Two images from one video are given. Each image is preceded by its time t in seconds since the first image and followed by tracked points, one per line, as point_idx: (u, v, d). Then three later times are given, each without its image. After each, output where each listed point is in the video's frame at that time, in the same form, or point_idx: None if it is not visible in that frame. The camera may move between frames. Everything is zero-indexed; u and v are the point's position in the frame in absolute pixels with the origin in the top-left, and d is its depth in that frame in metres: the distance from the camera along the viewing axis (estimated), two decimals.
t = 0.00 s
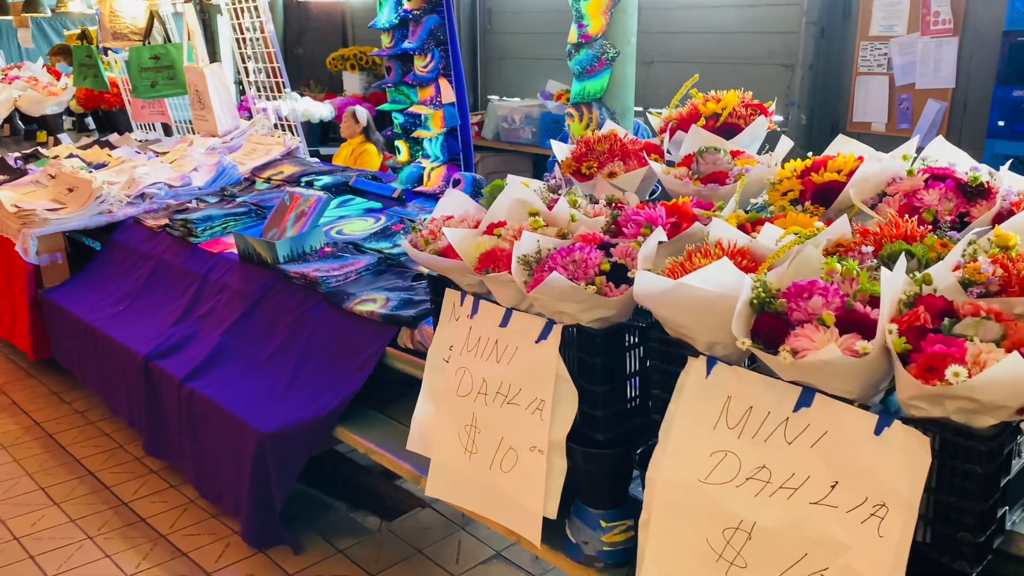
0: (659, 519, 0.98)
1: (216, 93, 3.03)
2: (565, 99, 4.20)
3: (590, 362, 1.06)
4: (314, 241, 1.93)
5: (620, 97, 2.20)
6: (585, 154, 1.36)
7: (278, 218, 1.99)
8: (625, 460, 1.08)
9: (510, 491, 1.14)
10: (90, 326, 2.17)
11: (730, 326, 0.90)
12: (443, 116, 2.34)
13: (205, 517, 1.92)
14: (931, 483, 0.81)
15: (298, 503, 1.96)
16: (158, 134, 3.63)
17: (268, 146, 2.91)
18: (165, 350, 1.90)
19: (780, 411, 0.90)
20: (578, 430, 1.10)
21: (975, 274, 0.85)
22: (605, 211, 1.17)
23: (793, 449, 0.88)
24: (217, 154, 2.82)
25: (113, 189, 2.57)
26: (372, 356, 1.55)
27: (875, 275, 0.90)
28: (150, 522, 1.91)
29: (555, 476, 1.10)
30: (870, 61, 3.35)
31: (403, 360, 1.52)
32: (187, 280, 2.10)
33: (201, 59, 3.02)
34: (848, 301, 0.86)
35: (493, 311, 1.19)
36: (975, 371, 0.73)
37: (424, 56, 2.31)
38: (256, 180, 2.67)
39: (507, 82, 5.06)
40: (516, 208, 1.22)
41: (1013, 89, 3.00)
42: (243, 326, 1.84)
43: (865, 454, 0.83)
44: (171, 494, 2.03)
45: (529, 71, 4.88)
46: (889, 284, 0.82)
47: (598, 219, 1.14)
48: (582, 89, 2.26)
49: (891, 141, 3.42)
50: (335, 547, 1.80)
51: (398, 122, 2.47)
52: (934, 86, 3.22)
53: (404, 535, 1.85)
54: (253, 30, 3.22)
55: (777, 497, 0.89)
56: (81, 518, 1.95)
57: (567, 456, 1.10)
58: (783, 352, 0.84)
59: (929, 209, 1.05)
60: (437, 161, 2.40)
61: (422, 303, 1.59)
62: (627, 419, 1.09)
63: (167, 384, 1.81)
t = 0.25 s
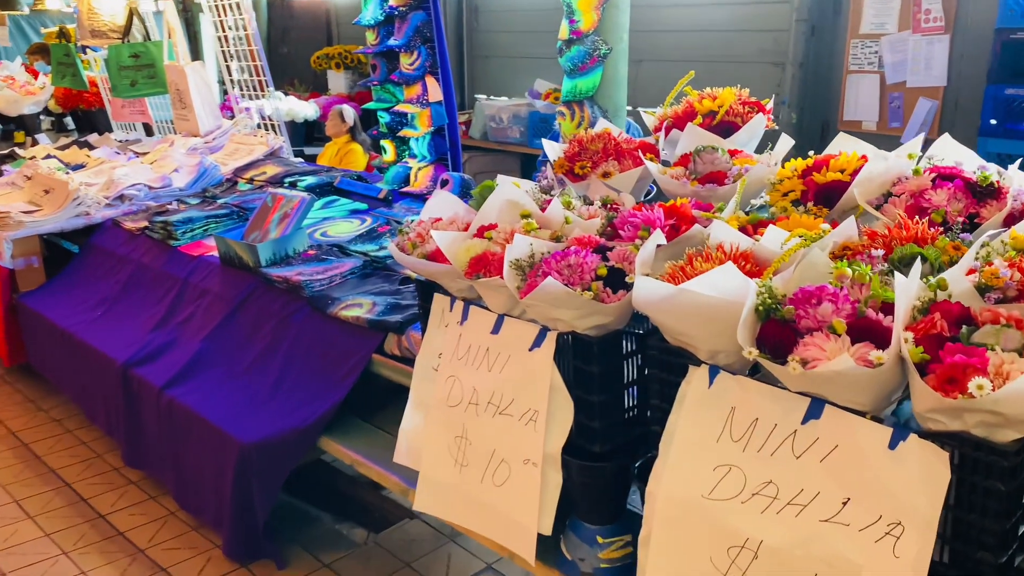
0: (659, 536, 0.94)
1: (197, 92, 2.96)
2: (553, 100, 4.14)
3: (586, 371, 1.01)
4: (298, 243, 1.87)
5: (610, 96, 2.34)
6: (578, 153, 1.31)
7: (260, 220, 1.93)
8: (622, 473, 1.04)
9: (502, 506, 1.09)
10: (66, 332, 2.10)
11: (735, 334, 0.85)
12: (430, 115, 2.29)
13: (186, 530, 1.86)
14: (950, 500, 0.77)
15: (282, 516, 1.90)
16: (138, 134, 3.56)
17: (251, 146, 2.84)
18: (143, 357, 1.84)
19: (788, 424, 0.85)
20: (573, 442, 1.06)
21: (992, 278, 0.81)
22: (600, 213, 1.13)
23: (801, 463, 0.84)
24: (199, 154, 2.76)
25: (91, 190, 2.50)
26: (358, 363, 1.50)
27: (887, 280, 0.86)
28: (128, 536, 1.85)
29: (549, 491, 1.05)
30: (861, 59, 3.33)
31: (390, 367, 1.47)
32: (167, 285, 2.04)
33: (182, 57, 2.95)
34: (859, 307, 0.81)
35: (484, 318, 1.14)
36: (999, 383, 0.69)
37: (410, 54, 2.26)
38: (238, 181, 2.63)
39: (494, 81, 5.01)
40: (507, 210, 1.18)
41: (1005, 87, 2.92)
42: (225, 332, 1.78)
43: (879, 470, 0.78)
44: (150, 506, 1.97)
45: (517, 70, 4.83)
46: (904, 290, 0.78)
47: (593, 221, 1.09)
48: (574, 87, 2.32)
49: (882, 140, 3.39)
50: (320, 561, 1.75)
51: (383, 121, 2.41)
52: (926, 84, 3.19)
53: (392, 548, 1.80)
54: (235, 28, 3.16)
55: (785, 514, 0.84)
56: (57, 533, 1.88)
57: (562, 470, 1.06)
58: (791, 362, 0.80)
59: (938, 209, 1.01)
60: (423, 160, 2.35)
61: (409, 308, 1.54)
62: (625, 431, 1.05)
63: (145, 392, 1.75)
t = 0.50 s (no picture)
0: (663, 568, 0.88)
1: (178, 94, 2.89)
2: (542, 101, 4.05)
3: (584, 391, 0.95)
4: (279, 250, 1.81)
5: (604, 98, 2.29)
6: (572, 158, 1.26)
7: (241, 226, 1.87)
8: (622, 499, 0.98)
9: (495, 532, 1.03)
10: (39, 342, 2.03)
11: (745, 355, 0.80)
12: (416, 117, 2.23)
13: (163, 551, 1.79)
14: (979, 536, 0.71)
15: (265, 535, 1.84)
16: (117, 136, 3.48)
17: (233, 148, 2.77)
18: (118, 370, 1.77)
19: (801, 450, 0.80)
20: (570, 465, 1.00)
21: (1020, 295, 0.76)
22: (596, 222, 1.07)
23: (816, 492, 0.78)
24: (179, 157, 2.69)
25: (67, 195, 2.43)
26: (343, 377, 1.44)
27: (907, 296, 0.80)
28: (103, 557, 1.78)
29: (545, 518, 0.99)
30: (853, 59, 3.29)
31: (376, 382, 1.41)
32: (144, 294, 1.97)
33: (162, 58, 2.87)
34: (878, 326, 0.76)
35: (475, 333, 1.08)
36: None
37: (396, 54, 2.20)
38: (219, 185, 2.55)
39: (482, 81, 4.95)
40: (499, 218, 1.12)
41: (999, 87, 2.93)
42: (203, 344, 1.71)
43: (902, 502, 0.73)
44: (127, 525, 1.90)
45: (504, 70, 4.78)
46: (928, 308, 0.73)
47: (589, 231, 1.03)
48: (565, 89, 2.27)
49: (875, 141, 3.36)
50: None
51: (369, 123, 2.35)
52: (918, 84, 3.14)
53: (379, 568, 1.74)
54: (217, 28, 3.09)
55: (799, 547, 0.79)
56: (28, 554, 1.81)
57: (558, 495, 1.00)
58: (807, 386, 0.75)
59: (953, 219, 0.96)
60: (410, 163, 2.28)
61: (395, 319, 1.48)
62: (625, 453, 0.99)
63: (121, 407, 1.68)
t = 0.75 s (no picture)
0: None
1: (157, 96, 2.82)
2: (531, 102, 4.03)
3: (584, 414, 0.90)
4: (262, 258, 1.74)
5: (598, 100, 2.25)
6: (567, 165, 1.21)
7: (222, 233, 1.80)
8: (625, 527, 0.93)
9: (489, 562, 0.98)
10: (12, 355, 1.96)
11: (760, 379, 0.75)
12: (404, 120, 2.17)
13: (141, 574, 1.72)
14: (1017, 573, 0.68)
15: (247, 555, 1.77)
16: (96, 139, 3.40)
17: (215, 152, 2.70)
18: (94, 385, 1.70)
19: (819, 480, 0.75)
20: (569, 492, 0.94)
21: None
22: (595, 232, 1.02)
23: (835, 525, 0.73)
24: (159, 161, 2.61)
25: (42, 201, 2.35)
26: (328, 393, 1.38)
27: (931, 316, 0.75)
28: None
29: (543, 548, 0.94)
30: (845, 60, 3.26)
31: (363, 399, 1.35)
32: (121, 304, 1.90)
33: (141, 59, 2.80)
34: (901, 349, 0.71)
35: (468, 351, 1.03)
36: None
37: (381, 55, 2.14)
38: (200, 191, 2.48)
39: (468, 81, 4.89)
40: (492, 229, 1.06)
41: (994, 88, 2.93)
42: (183, 358, 1.65)
43: (930, 538, 0.68)
44: (103, 546, 1.83)
45: (491, 71, 4.72)
46: (957, 330, 0.68)
47: (588, 243, 0.98)
48: (558, 93, 2.19)
49: (867, 142, 3.33)
50: None
51: (354, 126, 2.29)
52: (911, 85, 3.11)
53: None
54: (198, 28, 3.02)
55: None
56: None
57: (557, 523, 0.95)
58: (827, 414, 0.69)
59: (971, 230, 0.91)
60: (397, 168, 2.22)
61: (382, 331, 1.42)
62: (627, 479, 0.94)
63: (96, 424, 1.62)
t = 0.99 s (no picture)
0: None
1: (138, 97, 2.75)
2: (519, 102, 3.95)
3: (588, 431, 0.85)
4: (245, 264, 1.69)
5: (594, 101, 2.18)
6: (564, 167, 1.16)
7: (204, 239, 1.75)
8: (631, 549, 0.89)
9: None
10: None
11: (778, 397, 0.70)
12: (391, 121, 2.13)
13: None
14: None
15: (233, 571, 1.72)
16: (74, 140, 3.32)
17: (197, 153, 2.64)
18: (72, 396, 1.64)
19: (841, 502, 0.70)
20: (572, 512, 0.90)
21: None
22: (596, 239, 0.97)
23: (859, 551, 0.69)
24: (139, 163, 2.55)
25: (18, 205, 2.28)
26: (316, 405, 1.33)
27: (957, 327, 0.71)
28: None
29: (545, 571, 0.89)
30: (836, 59, 3.23)
31: (353, 411, 1.30)
32: (100, 312, 1.84)
33: (121, 58, 2.73)
34: (929, 364, 0.67)
35: (463, 364, 0.98)
36: None
37: (368, 54, 2.09)
38: (181, 194, 2.42)
39: (455, 82, 4.84)
40: (488, 236, 1.02)
41: (987, 88, 2.86)
42: (164, 368, 1.59)
43: (962, 566, 0.64)
44: (82, 563, 1.77)
45: (478, 71, 4.67)
46: (990, 345, 0.64)
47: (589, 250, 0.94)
48: (552, 92, 2.16)
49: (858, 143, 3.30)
50: None
51: (340, 127, 2.23)
52: (902, 85, 3.10)
53: None
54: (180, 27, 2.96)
55: None
56: None
57: (559, 545, 0.90)
58: (852, 434, 0.65)
59: (990, 235, 0.87)
60: (385, 170, 2.17)
61: (372, 340, 1.37)
62: (632, 498, 0.89)
63: (74, 438, 1.56)
